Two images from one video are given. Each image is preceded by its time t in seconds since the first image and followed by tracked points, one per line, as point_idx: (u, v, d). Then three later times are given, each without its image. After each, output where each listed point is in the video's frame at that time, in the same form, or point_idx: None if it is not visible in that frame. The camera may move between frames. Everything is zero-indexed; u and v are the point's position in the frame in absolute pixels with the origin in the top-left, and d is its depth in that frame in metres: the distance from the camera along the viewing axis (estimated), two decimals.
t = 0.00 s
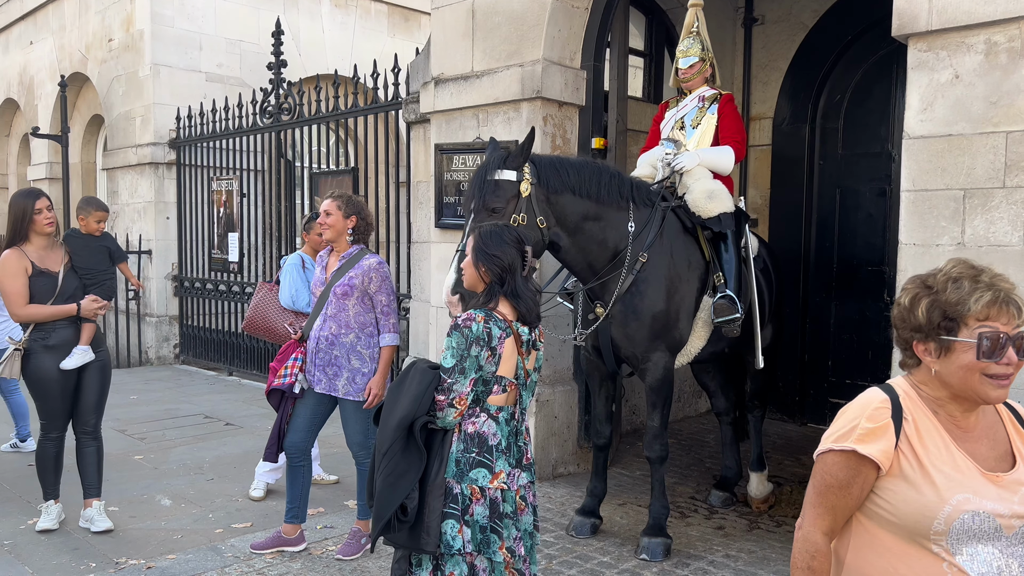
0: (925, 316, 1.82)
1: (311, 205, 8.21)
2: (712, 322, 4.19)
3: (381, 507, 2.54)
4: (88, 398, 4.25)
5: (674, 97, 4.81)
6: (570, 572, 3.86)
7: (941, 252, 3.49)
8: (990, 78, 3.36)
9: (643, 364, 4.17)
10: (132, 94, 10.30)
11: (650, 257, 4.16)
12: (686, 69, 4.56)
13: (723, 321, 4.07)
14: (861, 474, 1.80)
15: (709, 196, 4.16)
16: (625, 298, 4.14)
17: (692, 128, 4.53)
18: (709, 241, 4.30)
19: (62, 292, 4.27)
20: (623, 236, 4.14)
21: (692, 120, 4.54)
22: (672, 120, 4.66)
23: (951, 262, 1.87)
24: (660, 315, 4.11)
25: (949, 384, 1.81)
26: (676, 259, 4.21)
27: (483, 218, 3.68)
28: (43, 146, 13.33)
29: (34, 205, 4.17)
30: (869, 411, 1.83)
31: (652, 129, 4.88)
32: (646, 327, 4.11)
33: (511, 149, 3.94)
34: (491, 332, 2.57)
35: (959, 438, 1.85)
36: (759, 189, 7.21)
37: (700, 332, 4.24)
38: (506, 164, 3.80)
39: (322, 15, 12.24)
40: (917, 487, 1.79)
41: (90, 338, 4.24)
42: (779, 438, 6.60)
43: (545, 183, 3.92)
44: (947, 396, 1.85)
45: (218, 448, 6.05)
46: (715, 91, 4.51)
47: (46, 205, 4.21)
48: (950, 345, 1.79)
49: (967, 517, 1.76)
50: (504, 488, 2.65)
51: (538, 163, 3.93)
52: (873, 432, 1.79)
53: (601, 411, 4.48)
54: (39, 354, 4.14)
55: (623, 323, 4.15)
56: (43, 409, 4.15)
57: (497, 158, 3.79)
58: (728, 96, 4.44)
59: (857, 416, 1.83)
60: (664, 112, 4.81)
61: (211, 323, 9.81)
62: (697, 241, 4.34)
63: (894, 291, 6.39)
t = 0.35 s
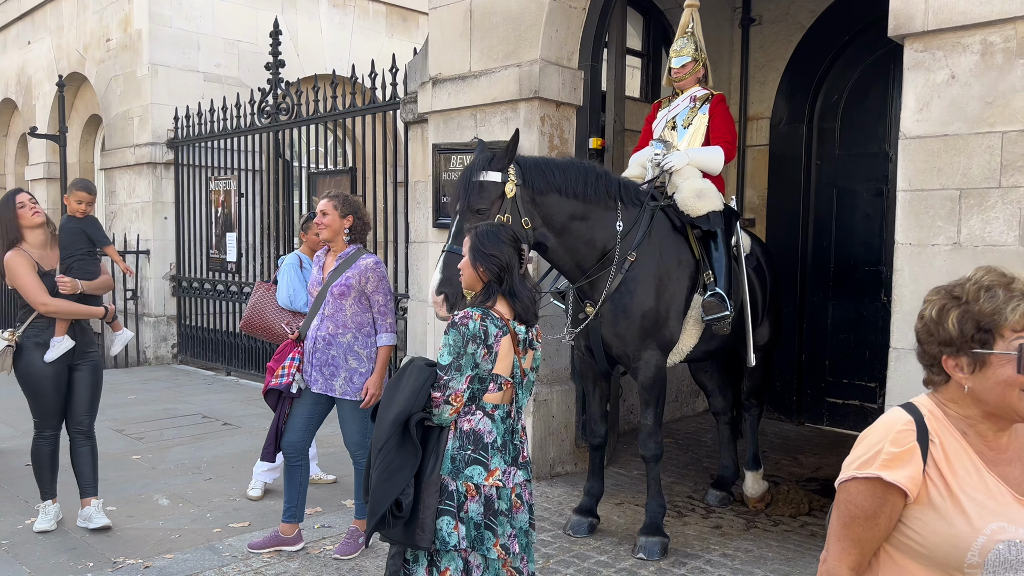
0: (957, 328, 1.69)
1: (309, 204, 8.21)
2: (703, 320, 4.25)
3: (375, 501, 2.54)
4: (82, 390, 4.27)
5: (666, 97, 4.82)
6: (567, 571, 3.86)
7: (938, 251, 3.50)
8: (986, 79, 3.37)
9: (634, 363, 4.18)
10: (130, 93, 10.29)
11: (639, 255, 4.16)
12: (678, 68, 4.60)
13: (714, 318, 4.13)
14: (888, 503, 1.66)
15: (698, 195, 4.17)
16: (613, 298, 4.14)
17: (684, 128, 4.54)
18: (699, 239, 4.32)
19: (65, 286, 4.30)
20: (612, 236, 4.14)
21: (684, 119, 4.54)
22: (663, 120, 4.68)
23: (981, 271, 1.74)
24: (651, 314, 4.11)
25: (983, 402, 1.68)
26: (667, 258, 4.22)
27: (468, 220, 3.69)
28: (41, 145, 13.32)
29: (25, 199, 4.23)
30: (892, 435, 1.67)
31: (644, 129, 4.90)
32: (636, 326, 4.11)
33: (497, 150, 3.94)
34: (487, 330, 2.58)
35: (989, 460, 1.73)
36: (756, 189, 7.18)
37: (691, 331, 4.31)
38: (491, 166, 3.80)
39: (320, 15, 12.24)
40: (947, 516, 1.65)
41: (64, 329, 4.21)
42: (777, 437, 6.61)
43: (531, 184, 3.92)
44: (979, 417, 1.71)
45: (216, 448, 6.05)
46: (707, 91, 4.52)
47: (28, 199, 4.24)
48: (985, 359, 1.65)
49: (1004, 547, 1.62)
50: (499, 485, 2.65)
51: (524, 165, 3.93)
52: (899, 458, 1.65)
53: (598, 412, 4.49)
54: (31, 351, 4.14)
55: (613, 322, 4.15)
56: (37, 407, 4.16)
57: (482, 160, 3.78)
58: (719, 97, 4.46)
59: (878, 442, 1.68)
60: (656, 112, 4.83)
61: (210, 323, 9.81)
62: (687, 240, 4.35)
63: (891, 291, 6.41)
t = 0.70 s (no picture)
0: (971, 340, 1.54)
1: (305, 205, 8.20)
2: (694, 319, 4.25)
3: (355, 502, 2.57)
4: (78, 390, 4.25)
5: (655, 98, 4.85)
6: (562, 571, 3.86)
7: (931, 252, 3.51)
8: (979, 80, 3.38)
9: (624, 362, 4.19)
10: (126, 94, 10.28)
11: (628, 255, 4.18)
12: (665, 70, 4.61)
13: (703, 316, 4.15)
14: (913, 559, 1.52)
15: (686, 194, 4.16)
16: (602, 298, 4.16)
17: (672, 130, 4.57)
18: (688, 238, 4.34)
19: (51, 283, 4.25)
20: (600, 236, 4.15)
21: (671, 121, 4.58)
22: (652, 122, 4.71)
23: (984, 273, 1.61)
24: (639, 314, 4.12)
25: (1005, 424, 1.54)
26: (655, 258, 4.23)
27: (454, 223, 3.58)
28: (37, 146, 13.31)
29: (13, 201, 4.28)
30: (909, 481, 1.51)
31: (633, 130, 4.92)
32: (626, 326, 4.12)
33: (483, 154, 3.91)
34: (465, 329, 2.59)
35: (1017, 487, 1.59)
36: (752, 191, 7.22)
37: (682, 329, 4.31)
38: (477, 170, 3.77)
39: (317, 16, 12.24)
40: (981, 563, 1.51)
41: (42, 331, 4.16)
42: (772, 438, 6.63)
43: (517, 188, 3.92)
44: (999, 442, 1.58)
45: (211, 448, 6.05)
46: (694, 92, 4.55)
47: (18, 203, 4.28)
48: (1006, 374, 1.52)
49: None
50: (482, 485, 2.64)
51: (509, 169, 3.93)
52: (921, 509, 1.50)
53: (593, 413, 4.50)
54: (21, 352, 4.15)
55: (602, 322, 4.17)
56: (33, 407, 4.15)
57: (468, 164, 3.76)
58: (707, 97, 4.49)
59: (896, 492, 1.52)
60: (645, 114, 4.85)
61: (206, 324, 9.80)
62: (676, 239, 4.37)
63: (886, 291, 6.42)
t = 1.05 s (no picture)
0: None
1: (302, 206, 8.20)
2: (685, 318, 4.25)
3: (333, 503, 2.57)
4: (70, 392, 4.23)
5: (648, 98, 4.86)
6: (558, 572, 3.87)
7: (926, 254, 3.53)
8: (974, 83, 3.39)
9: (616, 361, 4.20)
10: (123, 95, 10.28)
11: (618, 256, 4.19)
12: (657, 70, 4.62)
13: (693, 314, 4.15)
14: None
15: (673, 193, 4.19)
16: (593, 299, 4.16)
17: (663, 130, 4.57)
18: (678, 238, 4.34)
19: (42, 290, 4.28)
20: (590, 238, 4.17)
21: (663, 121, 4.58)
22: (644, 123, 4.72)
23: None
24: (630, 314, 4.14)
25: None
26: (645, 258, 4.23)
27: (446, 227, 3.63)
28: (33, 147, 13.29)
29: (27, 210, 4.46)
30: (1005, 520, 1.47)
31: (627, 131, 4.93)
32: (617, 327, 4.14)
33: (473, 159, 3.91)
34: (445, 330, 2.59)
35: None
36: (749, 193, 7.24)
37: (674, 328, 4.31)
38: (469, 174, 3.77)
39: (314, 17, 12.24)
40: None
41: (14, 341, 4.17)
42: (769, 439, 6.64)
43: (509, 191, 3.92)
44: None
45: (208, 450, 6.04)
46: (685, 93, 4.57)
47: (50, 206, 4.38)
48: None
49: None
50: (465, 485, 2.66)
51: (500, 173, 3.93)
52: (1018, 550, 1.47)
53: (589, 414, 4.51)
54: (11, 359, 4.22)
55: (593, 323, 4.18)
56: (30, 414, 4.15)
57: (460, 168, 3.75)
58: (698, 97, 4.50)
59: (992, 530, 1.48)
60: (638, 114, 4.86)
61: (202, 325, 9.79)
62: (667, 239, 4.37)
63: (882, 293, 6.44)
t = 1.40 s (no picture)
0: None
1: (299, 207, 8.19)
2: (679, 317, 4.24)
3: (333, 513, 2.57)
4: (81, 391, 4.27)
5: (644, 100, 4.89)
6: (557, 573, 3.87)
7: (923, 255, 3.54)
8: (971, 85, 3.41)
9: (610, 361, 4.22)
10: (119, 95, 10.26)
11: (610, 257, 4.20)
12: (652, 71, 4.64)
13: (685, 312, 4.13)
14: None
15: (665, 192, 4.20)
16: (586, 299, 4.17)
17: (657, 131, 4.59)
18: (670, 237, 4.34)
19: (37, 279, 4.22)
20: (583, 238, 4.18)
21: (657, 123, 4.60)
22: (638, 125, 4.74)
23: None
24: (622, 314, 4.14)
25: None
26: (638, 259, 4.24)
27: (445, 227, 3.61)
28: (29, 147, 13.26)
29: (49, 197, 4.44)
30: None
31: (623, 131, 4.95)
32: (609, 328, 4.15)
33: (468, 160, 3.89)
34: (438, 332, 2.59)
35: None
36: (745, 193, 7.25)
37: (668, 327, 4.29)
38: (466, 174, 3.75)
39: (311, 18, 12.23)
40: None
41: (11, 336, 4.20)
42: (766, 440, 6.65)
43: (504, 193, 3.91)
44: None
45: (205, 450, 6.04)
46: (679, 94, 4.58)
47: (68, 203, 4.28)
48: None
49: None
50: (459, 486, 2.67)
51: (496, 174, 3.92)
52: None
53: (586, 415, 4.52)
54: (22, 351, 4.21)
55: (586, 324, 4.19)
56: (36, 410, 4.16)
57: (456, 169, 3.72)
58: (691, 99, 4.51)
59: None
60: (633, 116, 4.89)
61: (199, 325, 9.77)
62: (659, 238, 4.38)
63: (878, 294, 6.46)
